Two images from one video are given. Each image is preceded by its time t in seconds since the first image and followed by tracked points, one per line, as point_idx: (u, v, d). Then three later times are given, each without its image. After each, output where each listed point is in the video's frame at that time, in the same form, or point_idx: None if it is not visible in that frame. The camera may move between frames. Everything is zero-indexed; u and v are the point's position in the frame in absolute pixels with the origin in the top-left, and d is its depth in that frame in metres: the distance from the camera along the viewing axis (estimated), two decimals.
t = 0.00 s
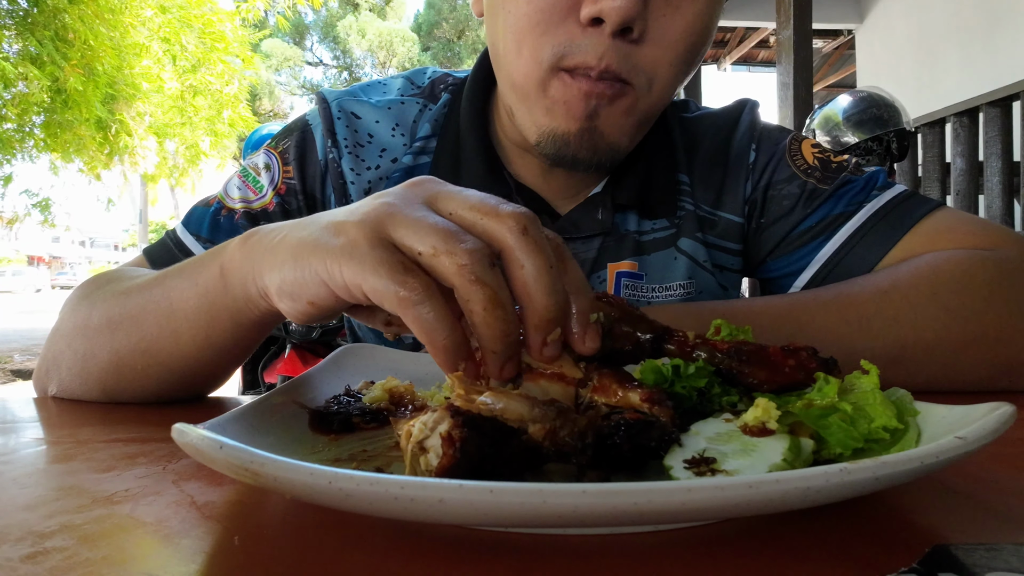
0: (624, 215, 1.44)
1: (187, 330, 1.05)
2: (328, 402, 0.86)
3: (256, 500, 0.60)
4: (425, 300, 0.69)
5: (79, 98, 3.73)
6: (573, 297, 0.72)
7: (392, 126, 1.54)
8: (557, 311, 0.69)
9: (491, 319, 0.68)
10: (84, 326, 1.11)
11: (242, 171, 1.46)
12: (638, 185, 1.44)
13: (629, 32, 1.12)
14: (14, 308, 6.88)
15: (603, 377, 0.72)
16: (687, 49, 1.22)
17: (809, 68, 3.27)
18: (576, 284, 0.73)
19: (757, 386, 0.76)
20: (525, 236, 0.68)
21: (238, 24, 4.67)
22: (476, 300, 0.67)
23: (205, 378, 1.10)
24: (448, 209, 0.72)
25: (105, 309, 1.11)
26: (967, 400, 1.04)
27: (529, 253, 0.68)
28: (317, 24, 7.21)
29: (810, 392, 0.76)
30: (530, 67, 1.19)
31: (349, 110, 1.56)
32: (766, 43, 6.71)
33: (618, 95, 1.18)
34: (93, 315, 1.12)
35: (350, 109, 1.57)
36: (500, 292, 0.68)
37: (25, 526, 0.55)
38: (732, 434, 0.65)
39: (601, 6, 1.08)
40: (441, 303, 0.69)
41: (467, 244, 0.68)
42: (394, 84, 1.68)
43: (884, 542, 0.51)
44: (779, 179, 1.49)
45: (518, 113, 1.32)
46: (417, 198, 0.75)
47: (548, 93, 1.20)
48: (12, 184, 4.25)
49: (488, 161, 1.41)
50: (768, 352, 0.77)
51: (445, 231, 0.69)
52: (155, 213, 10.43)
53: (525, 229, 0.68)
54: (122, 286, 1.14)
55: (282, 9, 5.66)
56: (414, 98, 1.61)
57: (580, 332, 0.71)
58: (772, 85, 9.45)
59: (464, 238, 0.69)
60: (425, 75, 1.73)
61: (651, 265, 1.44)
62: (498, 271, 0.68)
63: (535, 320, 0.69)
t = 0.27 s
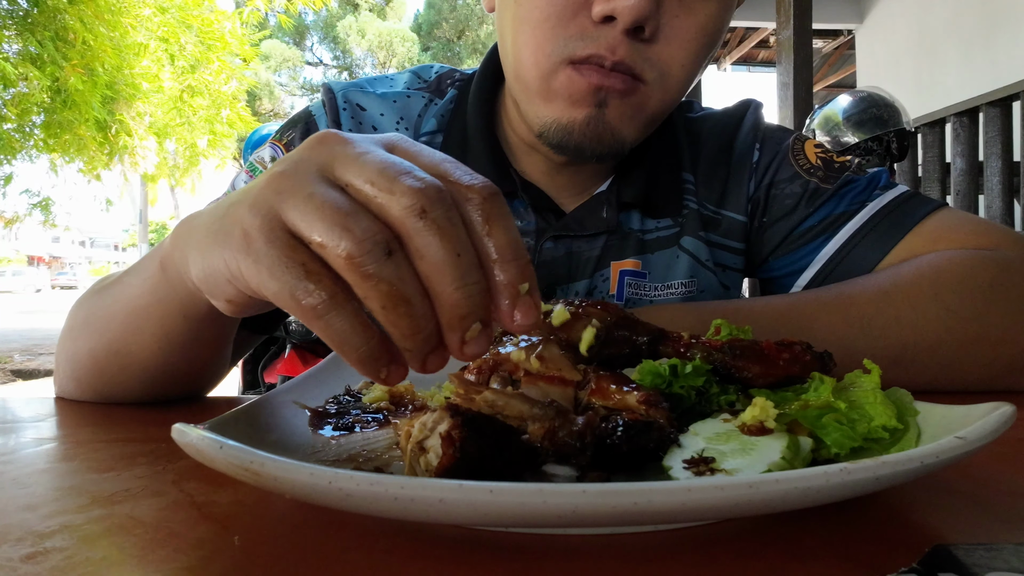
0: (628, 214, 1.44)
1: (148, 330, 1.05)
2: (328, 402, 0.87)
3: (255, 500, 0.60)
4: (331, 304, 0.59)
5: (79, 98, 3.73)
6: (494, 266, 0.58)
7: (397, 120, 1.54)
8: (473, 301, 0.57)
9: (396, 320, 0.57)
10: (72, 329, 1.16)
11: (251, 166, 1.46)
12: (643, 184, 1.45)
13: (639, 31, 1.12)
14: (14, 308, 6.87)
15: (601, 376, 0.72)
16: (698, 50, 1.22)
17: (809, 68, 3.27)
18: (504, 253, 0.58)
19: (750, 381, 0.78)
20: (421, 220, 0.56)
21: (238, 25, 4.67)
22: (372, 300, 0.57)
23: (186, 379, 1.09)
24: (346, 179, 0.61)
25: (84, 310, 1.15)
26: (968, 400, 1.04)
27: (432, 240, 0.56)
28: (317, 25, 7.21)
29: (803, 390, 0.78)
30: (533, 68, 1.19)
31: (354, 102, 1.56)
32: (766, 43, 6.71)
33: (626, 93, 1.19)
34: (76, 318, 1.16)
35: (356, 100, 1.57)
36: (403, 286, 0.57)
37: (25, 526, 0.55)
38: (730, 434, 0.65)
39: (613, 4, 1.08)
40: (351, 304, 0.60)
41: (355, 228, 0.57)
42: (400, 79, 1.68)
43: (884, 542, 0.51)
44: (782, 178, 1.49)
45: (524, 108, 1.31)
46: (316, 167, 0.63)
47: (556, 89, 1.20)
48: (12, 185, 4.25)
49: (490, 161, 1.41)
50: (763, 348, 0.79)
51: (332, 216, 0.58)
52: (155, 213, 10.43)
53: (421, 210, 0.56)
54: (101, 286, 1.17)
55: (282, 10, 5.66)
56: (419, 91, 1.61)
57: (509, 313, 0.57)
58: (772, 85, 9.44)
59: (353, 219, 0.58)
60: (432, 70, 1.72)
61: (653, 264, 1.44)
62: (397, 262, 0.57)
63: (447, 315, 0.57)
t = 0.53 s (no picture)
0: (630, 212, 1.44)
1: (139, 345, 1.02)
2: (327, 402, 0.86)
3: (255, 500, 0.60)
4: (294, 366, 0.54)
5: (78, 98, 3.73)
6: (496, 344, 0.52)
7: (404, 114, 1.54)
8: (457, 367, 0.49)
9: (358, 389, 0.51)
10: (72, 333, 1.15)
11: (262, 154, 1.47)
12: (646, 183, 1.44)
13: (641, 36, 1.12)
14: (13, 308, 6.88)
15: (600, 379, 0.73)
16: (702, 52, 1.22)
17: (809, 68, 3.27)
18: (507, 324, 0.52)
19: (751, 381, 0.78)
20: (392, 270, 0.50)
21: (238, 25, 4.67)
22: (332, 366, 0.51)
23: (182, 389, 1.07)
24: (323, 226, 0.55)
25: (82, 316, 1.14)
26: (968, 400, 1.04)
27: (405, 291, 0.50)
28: (317, 25, 7.22)
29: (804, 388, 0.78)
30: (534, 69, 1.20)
31: (363, 94, 1.57)
32: (766, 43, 6.71)
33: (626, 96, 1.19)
34: (76, 322, 1.15)
35: (365, 92, 1.57)
36: (369, 351, 0.52)
37: (25, 526, 0.55)
38: (731, 433, 0.65)
39: (616, 7, 1.08)
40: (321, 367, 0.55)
41: (321, 282, 0.52)
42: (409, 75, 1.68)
43: (884, 542, 0.51)
44: (784, 178, 1.49)
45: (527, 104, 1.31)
46: (293, 214, 0.58)
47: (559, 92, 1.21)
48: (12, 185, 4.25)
49: (490, 161, 1.41)
50: (763, 348, 0.79)
51: (298, 266, 0.53)
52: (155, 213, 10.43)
53: (393, 256, 0.50)
54: (99, 289, 1.16)
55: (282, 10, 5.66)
56: (428, 87, 1.61)
57: (516, 401, 0.50)
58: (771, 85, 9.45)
59: (321, 272, 0.52)
60: (440, 67, 1.72)
61: (655, 264, 1.44)
62: (363, 323, 0.52)
63: (429, 383, 0.50)
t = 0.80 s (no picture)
0: (629, 213, 1.44)
1: (135, 343, 1.02)
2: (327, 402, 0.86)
3: (254, 501, 0.60)
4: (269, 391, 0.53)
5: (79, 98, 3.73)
6: (453, 382, 0.54)
7: (402, 113, 1.54)
8: (417, 412, 0.52)
9: (335, 427, 0.52)
10: (70, 334, 1.15)
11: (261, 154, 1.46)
12: (646, 183, 1.44)
13: (634, 38, 1.12)
14: (13, 308, 6.87)
15: (598, 381, 0.74)
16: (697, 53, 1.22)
17: (809, 68, 3.27)
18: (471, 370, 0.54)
19: (750, 381, 0.78)
20: (376, 321, 0.49)
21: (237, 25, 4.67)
22: (311, 407, 0.51)
23: (179, 390, 1.07)
24: (303, 253, 0.52)
25: (79, 317, 1.14)
26: (968, 400, 1.04)
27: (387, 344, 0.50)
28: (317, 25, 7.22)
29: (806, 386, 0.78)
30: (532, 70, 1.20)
31: (361, 93, 1.56)
32: (766, 43, 6.71)
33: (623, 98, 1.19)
34: (73, 323, 1.16)
35: (363, 91, 1.57)
36: (350, 395, 0.52)
37: (24, 526, 0.55)
38: (731, 434, 0.65)
39: (610, 10, 1.08)
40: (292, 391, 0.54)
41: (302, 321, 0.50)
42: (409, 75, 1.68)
43: (884, 542, 0.51)
44: (783, 178, 1.49)
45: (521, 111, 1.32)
46: (272, 227, 0.54)
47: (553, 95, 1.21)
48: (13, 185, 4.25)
49: (489, 162, 1.41)
50: (763, 349, 0.79)
51: (276, 301, 0.50)
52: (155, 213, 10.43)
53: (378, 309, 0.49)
54: (96, 289, 1.16)
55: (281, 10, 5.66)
56: (427, 87, 1.61)
57: (455, 434, 0.54)
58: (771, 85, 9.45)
59: (301, 310, 0.50)
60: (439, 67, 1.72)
61: (654, 264, 1.44)
62: (346, 369, 0.51)
63: (387, 422, 0.52)
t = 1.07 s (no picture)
0: (628, 213, 1.44)
1: (142, 342, 1.03)
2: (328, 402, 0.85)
3: (254, 500, 0.60)
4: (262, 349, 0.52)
5: (78, 98, 3.73)
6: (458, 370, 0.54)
7: (402, 112, 1.54)
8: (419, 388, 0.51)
9: (328, 383, 0.51)
10: (73, 334, 1.16)
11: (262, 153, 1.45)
12: (646, 183, 1.44)
13: (630, 41, 1.11)
14: (13, 308, 6.87)
15: (598, 381, 0.73)
16: (695, 54, 1.21)
17: (809, 68, 3.27)
18: (478, 346, 0.54)
19: (751, 381, 0.78)
20: (383, 271, 0.50)
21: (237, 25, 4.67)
22: (305, 357, 0.51)
23: (180, 390, 1.06)
24: (314, 217, 0.54)
25: (83, 317, 1.14)
26: (968, 400, 1.04)
27: (393, 295, 0.50)
28: (317, 25, 7.22)
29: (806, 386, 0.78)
30: (531, 71, 1.20)
31: (362, 92, 1.56)
32: (766, 43, 6.72)
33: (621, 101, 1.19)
34: (77, 322, 1.16)
35: (364, 90, 1.57)
36: (344, 348, 0.51)
37: (25, 526, 0.55)
38: (731, 434, 0.65)
39: (603, 14, 1.08)
40: (284, 353, 0.52)
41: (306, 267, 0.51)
42: (409, 74, 1.68)
43: (885, 542, 0.51)
44: (784, 177, 1.49)
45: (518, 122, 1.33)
46: (283, 203, 0.57)
47: (550, 100, 1.21)
48: (13, 185, 4.25)
49: (489, 162, 1.41)
50: (763, 348, 0.79)
51: (283, 251, 0.51)
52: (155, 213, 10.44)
53: (385, 258, 0.50)
54: (101, 290, 1.17)
55: (281, 10, 5.66)
56: (427, 86, 1.61)
57: (457, 428, 0.54)
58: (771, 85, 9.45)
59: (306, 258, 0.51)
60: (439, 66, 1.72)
61: (654, 264, 1.44)
62: (340, 318, 0.51)
63: (396, 385, 0.51)
